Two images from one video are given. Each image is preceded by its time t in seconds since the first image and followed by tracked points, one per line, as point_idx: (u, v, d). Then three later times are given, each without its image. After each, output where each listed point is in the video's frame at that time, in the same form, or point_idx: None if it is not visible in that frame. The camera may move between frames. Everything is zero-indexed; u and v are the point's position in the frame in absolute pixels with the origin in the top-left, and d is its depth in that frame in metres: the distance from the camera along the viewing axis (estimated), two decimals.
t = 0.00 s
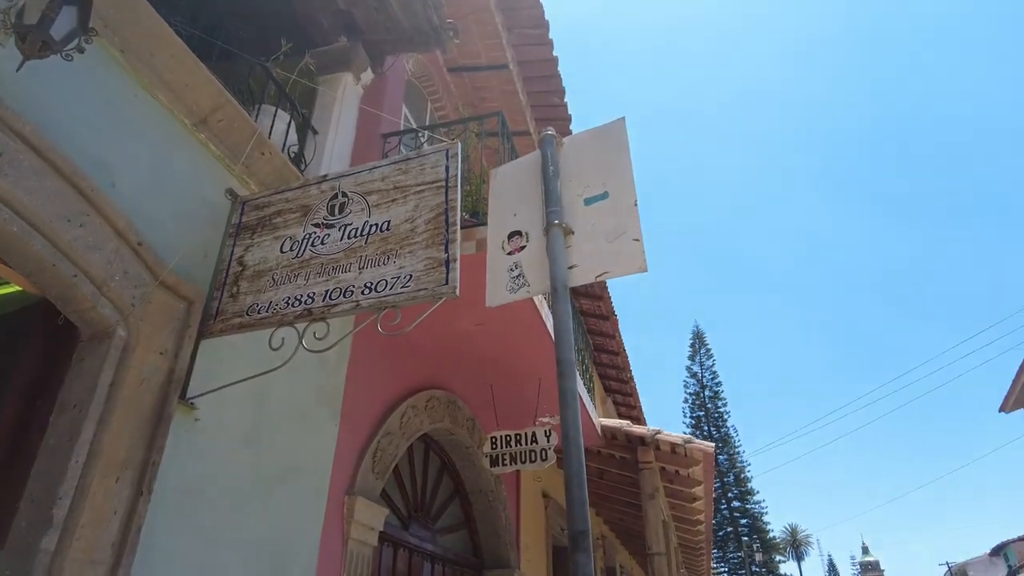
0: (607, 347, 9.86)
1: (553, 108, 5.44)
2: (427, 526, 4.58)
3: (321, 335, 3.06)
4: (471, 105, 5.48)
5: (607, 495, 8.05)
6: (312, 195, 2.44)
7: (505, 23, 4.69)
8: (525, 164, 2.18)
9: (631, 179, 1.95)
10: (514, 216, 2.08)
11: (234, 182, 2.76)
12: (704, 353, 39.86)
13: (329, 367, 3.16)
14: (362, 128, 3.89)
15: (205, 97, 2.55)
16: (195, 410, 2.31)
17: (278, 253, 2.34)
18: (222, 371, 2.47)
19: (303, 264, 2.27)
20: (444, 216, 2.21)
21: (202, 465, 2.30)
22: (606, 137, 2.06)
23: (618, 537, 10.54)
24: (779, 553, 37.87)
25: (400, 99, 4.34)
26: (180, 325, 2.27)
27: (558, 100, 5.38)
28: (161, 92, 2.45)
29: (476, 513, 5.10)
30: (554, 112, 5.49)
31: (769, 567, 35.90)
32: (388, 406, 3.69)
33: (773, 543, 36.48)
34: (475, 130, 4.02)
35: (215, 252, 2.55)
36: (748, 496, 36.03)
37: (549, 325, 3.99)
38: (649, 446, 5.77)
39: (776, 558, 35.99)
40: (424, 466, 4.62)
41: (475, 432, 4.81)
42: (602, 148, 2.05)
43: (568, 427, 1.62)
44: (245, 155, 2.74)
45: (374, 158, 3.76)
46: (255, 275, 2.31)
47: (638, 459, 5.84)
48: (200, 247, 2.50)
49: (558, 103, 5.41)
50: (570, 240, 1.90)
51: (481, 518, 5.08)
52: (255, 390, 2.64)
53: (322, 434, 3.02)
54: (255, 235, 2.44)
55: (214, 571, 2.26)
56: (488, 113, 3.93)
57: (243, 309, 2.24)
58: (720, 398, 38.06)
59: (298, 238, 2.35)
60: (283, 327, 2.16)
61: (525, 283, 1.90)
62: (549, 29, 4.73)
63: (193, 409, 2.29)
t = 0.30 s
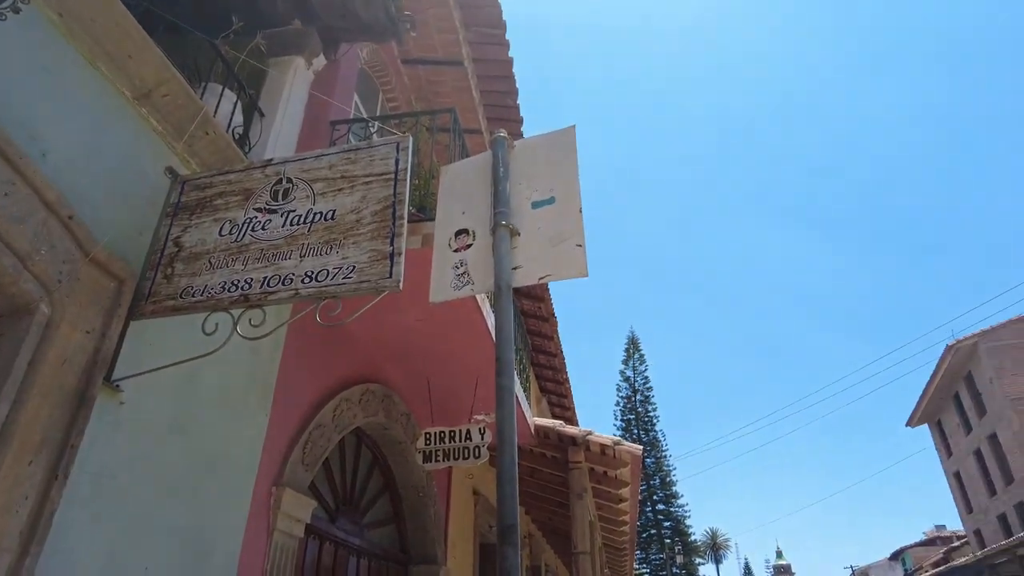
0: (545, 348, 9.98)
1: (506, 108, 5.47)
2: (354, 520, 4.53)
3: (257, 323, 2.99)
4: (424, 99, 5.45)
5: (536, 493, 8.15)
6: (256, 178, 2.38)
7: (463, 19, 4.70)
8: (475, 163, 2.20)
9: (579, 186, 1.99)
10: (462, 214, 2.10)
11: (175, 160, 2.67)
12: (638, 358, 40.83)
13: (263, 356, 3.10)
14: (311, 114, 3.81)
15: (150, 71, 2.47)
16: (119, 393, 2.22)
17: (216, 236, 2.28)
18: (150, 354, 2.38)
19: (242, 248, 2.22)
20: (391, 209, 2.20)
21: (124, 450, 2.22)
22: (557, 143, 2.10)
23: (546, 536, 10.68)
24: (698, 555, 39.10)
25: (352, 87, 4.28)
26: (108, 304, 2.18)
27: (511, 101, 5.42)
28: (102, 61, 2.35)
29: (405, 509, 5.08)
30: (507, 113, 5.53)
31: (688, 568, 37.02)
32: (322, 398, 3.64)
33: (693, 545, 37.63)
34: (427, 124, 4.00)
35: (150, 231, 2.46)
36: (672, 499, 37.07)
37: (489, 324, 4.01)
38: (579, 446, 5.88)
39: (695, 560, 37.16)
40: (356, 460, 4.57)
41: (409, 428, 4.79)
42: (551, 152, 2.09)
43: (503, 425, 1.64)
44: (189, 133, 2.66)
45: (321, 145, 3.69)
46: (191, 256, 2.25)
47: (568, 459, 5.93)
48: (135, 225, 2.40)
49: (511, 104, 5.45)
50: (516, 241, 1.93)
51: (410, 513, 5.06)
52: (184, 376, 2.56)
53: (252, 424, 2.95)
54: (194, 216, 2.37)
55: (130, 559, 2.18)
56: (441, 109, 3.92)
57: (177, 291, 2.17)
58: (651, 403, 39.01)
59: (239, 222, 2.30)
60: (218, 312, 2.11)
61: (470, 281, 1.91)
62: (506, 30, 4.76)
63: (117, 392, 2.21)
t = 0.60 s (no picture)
0: (467, 339, 10.02)
1: (444, 98, 5.46)
2: (260, 504, 4.42)
3: (168, 297, 2.87)
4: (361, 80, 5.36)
5: (449, 484, 8.18)
6: (178, 147, 2.29)
7: (406, 4, 4.64)
8: (408, 151, 2.20)
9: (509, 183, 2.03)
10: (391, 201, 2.09)
11: (90, 120, 2.53)
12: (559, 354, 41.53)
13: (174, 332, 2.98)
14: (242, 85, 3.68)
15: (69, 24, 2.32)
16: (12, 361, 2.09)
17: (131, 204, 2.18)
18: (50, 322, 2.25)
19: (159, 219, 2.14)
20: (318, 189, 2.17)
21: (14, 422, 2.09)
22: (491, 139, 2.13)
23: (456, 526, 10.74)
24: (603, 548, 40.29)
25: (288, 62, 4.16)
26: (6, 267, 2.02)
27: (450, 91, 5.41)
28: (15, 8, 2.19)
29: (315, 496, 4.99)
30: (445, 102, 5.51)
31: (593, 561, 38.09)
32: (234, 378, 3.54)
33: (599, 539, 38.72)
34: (362, 106, 3.94)
35: (58, 193, 2.32)
36: (583, 493, 38.00)
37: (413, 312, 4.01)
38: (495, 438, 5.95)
39: (600, 553, 38.24)
40: (266, 443, 4.46)
41: (324, 413, 4.71)
42: (484, 148, 2.12)
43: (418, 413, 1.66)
44: (108, 93, 2.53)
45: (251, 118, 3.57)
46: (103, 223, 2.14)
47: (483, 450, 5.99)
48: (40, 185, 2.26)
49: (450, 94, 5.44)
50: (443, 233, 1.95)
51: (320, 500, 4.98)
52: (86, 348, 2.43)
53: (158, 402, 2.83)
54: (107, 180, 2.26)
55: (13, 537, 2.06)
56: (378, 92, 3.87)
57: (84, 258, 2.06)
58: (568, 399, 39.79)
59: (156, 191, 2.20)
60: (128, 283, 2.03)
61: (395, 269, 1.92)
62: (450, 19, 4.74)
63: (10, 360, 2.08)
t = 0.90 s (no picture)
0: (397, 326, 9.93)
1: (386, 80, 5.38)
2: (168, 485, 4.26)
3: (76, 264, 2.72)
4: (301, 55, 5.21)
5: (370, 471, 8.11)
6: (93, 108, 2.18)
7: None
8: (337, 129, 2.16)
9: (437, 170, 2.03)
10: (315, 180, 2.06)
11: None
12: (489, 346, 41.68)
13: (82, 302, 2.82)
14: (170, 49, 3.50)
15: None
16: None
17: (38, 164, 2.06)
18: None
19: (68, 183, 2.03)
20: (242, 163, 2.12)
21: None
22: (422, 124, 2.13)
23: (374, 513, 10.66)
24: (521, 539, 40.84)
25: (222, 29, 3.99)
26: None
27: (392, 74, 5.33)
28: None
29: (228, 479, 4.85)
30: (387, 85, 5.43)
31: (510, 550, 38.54)
32: (145, 354, 3.40)
33: (518, 529, 39.20)
34: (299, 81, 3.84)
35: None
36: (504, 484, 38.36)
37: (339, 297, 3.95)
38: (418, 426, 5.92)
39: (518, 543, 38.75)
40: (178, 423, 4.31)
41: (240, 395, 4.59)
42: (415, 133, 2.11)
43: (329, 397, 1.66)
44: (17, 44, 2.37)
45: (178, 85, 3.41)
46: (4, 183, 2.01)
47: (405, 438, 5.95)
48: None
49: (393, 77, 5.37)
50: (367, 216, 1.94)
51: (233, 483, 4.84)
52: None
53: (59, 375, 2.68)
54: (12, 137, 2.12)
55: None
56: (317, 68, 3.78)
57: None
58: (496, 391, 40.02)
59: (67, 152, 2.09)
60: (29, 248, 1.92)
61: (315, 249, 1.89)
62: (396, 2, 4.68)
63: None
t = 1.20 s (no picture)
0: (335, 314, 9.74)
1: (332, 59, 5.26)
2: (78, 468, 4.07)
3: None
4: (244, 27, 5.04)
5: (298, 459, 7.95)
6: (9, 61, 2.15)
7: None
8: (269, 102, 2.25)
9: (366, 151, 2.15)
10: (243, 151, 2.14)
11: None
12: (430, 338, 41.42)
13: None
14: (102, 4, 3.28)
15: None
16: None
17: None
18: None
19: None
20: (170, 130, 2.18)
21: None
22: (355, 106, 2.25)
23: (303, 502, 10.46)
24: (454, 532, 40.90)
25: None
26: None
27: (339, 53, 5.22)
28: None
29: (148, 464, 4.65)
30: (333, 65, 5.31)
31: (442, 543, 38.53)
32: (61, 329, 3.24)
33: (451, 522, 39.21)
34: (239, 52, 3.71)
35: None
36: (439, 476, 38.28)
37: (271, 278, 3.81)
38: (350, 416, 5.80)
39: (450, 535, 38.76)
40: (94, 404, 4.10)
41: (164, 377, 4.41)
42: (348, 113, 2.23)
43: (244, 370, 1.75)
44: None
45: (108, 46, 3.23)
46: None
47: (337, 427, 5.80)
48: None
49: (339, 57, 5.25)
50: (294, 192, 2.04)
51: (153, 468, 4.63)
52: None
53: None
54: None
55: None
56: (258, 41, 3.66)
57: None
58: (435, 383, 39.79)
59: None
60: None
61: (238, 218, 1.98)
62: None
63: None
